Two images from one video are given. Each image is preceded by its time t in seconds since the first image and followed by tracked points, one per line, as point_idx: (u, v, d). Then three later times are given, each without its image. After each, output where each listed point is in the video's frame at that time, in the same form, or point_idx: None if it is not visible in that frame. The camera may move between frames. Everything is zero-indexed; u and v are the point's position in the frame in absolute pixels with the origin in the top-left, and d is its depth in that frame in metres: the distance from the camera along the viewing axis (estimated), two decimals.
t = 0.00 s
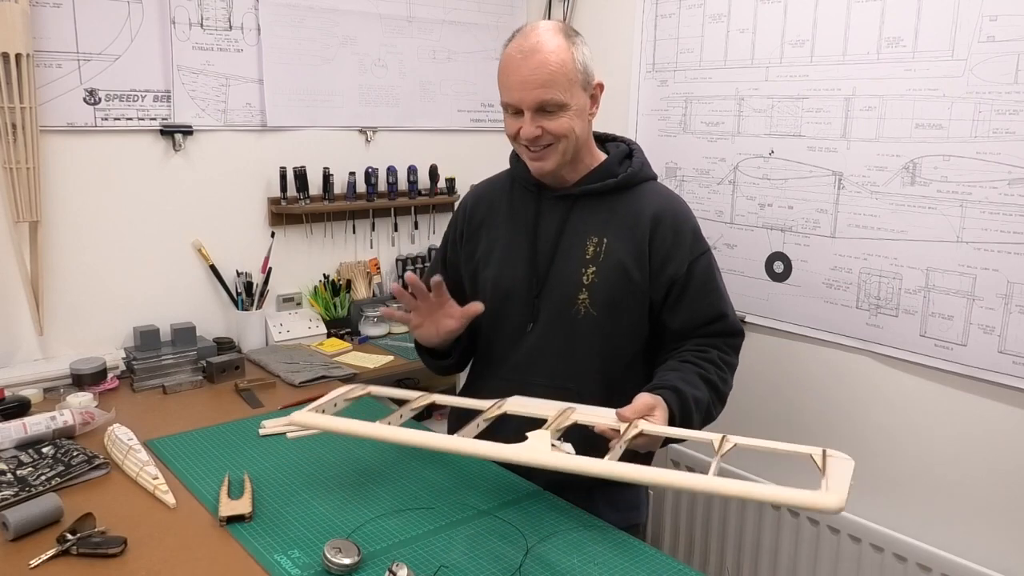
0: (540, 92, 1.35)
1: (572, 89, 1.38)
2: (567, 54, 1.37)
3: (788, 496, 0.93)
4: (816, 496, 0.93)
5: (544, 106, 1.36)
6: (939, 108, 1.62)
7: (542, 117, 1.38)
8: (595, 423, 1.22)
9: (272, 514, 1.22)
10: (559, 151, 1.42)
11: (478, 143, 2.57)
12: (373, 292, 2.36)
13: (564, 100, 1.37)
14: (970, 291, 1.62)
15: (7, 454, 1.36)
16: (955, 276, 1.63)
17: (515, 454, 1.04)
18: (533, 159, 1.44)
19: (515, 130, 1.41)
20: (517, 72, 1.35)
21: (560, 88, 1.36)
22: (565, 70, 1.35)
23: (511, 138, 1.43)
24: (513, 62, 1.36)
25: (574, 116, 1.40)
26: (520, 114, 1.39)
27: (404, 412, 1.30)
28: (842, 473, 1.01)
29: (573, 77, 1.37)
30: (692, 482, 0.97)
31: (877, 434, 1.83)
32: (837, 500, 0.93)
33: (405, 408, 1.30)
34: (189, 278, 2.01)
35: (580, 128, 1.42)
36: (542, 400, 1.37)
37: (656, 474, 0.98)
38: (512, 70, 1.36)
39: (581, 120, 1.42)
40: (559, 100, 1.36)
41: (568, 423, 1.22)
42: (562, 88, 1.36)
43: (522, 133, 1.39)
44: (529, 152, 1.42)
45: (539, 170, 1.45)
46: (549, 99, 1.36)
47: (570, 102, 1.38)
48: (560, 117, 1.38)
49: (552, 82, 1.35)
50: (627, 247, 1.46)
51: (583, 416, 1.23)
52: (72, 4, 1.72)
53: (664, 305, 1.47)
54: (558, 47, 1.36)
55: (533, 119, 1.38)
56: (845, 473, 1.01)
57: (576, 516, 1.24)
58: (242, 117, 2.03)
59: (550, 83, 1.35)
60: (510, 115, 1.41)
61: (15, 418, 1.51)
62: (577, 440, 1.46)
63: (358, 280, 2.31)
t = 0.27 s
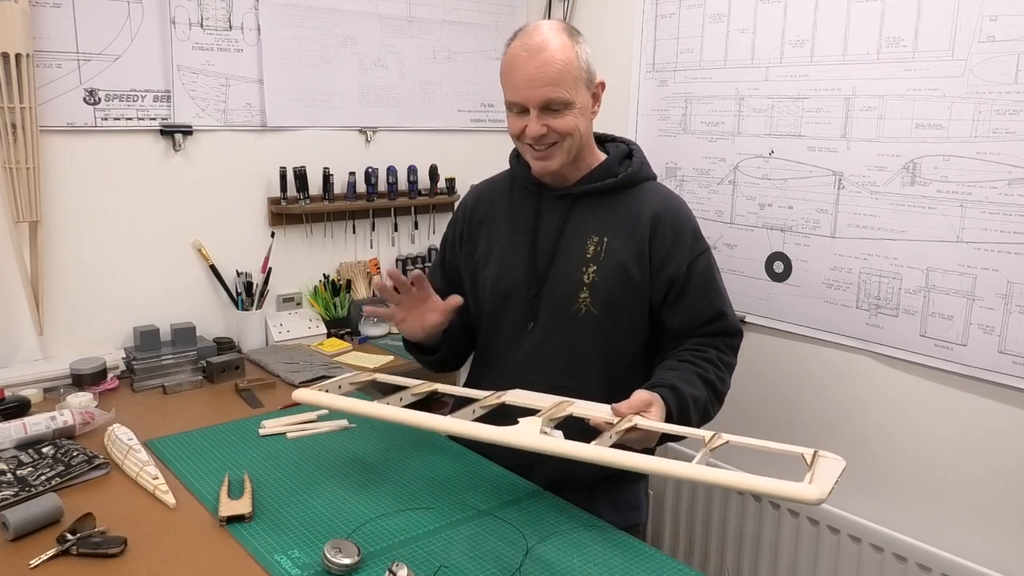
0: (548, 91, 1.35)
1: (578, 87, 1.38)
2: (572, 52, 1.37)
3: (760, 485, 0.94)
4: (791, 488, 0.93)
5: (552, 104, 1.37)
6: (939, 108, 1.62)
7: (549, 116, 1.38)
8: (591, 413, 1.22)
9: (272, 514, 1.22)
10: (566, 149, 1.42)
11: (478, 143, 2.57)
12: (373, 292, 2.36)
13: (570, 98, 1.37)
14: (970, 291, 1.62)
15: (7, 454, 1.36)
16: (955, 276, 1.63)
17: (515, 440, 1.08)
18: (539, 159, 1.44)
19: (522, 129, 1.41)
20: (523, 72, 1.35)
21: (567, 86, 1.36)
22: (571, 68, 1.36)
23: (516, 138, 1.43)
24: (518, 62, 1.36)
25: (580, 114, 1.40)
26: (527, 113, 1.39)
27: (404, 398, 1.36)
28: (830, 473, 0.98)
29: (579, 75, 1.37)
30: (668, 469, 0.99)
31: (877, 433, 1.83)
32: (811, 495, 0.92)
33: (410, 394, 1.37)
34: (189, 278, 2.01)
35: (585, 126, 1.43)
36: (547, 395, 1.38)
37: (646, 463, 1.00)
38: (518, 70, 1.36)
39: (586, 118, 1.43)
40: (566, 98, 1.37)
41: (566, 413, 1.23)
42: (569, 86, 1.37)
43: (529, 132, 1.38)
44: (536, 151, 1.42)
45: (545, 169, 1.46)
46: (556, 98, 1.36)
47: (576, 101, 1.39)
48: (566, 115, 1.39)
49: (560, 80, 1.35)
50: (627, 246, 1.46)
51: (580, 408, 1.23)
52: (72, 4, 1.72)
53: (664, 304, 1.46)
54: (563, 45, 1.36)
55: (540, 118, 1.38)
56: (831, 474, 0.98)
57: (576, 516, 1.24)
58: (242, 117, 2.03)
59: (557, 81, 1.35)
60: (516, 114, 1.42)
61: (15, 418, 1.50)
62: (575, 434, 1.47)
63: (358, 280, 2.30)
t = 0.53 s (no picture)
0: (572, 97, 1.35)
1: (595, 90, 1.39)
2: (587, 56, 1.38)
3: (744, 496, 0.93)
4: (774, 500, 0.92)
5: (575, 108, 1.37)
6: (939, 108, 1.62)
7: (571, 120, 1.39)
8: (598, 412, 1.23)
9: (272, 514, 1.22)
10: (583, 152, 1.44)
11: (477, 143, 2.57)
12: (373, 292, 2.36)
13: (591, 103, 1.38)
14: (970, 291, 1.62)
15: (7, 454, 1.36)
16: (955, 276, 1.63)
17: (510, 430, 1.12)
18: (557, 162, 1.45)
19: (542, 134, 1.41)
20: (544, 78, 1.35)
21: (588, 89, 1.37)
22: (590, 71, 1.37)
23: (534, 143, 1.43)
24: (538, 68, 1.35)
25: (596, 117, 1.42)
26: (548, 117, 1.39)
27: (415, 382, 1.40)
28: (826, 488, 0.97)
29: (594, 79, 1.39)
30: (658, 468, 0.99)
31: (877, 433, 1.83)
32: (797, 509, 0.91)
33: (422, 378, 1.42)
34: (189, 278, 2.01)
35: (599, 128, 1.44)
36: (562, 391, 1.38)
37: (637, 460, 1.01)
38: (540, 76, 1.35)
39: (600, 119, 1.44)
40: (587, 102, 1.38)
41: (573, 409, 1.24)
42: (590, 89, 1.38)
43: (553, 136, 1.39)
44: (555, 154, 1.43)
45: (560, 172, 1.47)
46: (578, 103, 1.37)
47: (593, 104, 1.40)
48: (586, 118, 1.40)
49: (582, 84, 1.36)
50: (625, 245, 1.45)
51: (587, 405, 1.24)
52: (72, 4, 1.72)
53: (663, 302, 1.45)
54: (579, 50, 1.36)
55: (563, 123, 1.38)
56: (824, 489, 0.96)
57: (577, 516, 1.24)
58: (242, 117, 2.03)
59: (578, 86, 1.35)
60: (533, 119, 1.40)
61: (15, 418, 1.50)
62: (576, 432, 1.47)
63: (358, 280, 2.30)
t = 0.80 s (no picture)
0: (566, 94, 1.36)
1: (590, 89, 1.40)
2: (585, 54, 1.38)
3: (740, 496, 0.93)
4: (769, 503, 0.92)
5: (570, 106, 1.38)
6: (939, 108, 1.62)
7: (565, 118, 1.39)
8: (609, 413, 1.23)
9: (272, 514, 1.22)
10: (575, 152, 1.44)
11: (478, 143, 2.57)
12: (373, 292, 2.36)
13: (585, 101, 1.38)
14: (970, 291, 1.62)
15: (7, 454, 1.36)
16: (955, 276, 1.63)
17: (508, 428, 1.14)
18: (549, 160, 1.44)
19: (536, 131, 1.40)
20: (540, 74, 1.35)
21: (583, 88, 1.37)
22: (586, 70, 1.37)
23: (527, 139, 1.43)
24: (533, 64, 1.35)
25: (591, 116, 1.42)
26: (542, 114, 1.39)
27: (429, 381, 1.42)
28: (829, 495, 0.96)
29: (591, 78, 1.39)
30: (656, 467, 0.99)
31: (876, 433, 1.83)
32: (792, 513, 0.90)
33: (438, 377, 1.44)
34: (189, 278, 2.01)
35: (593, 128, 1.44)
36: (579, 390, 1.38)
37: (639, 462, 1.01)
38: (535, 72, 1.35)
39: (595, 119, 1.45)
40: (581, 101, 1.38)
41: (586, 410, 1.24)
42: (584, 88, 1.38)
43: (546, 133, 1.38)
44: (548, 152, 1.42)
45: (552, 170, 1.46)
46: (572, 100, 1.37)
47: (588, 103, 1.40)
48: (580, 117, 1.40)
49: (577, 82, 1.36)
50: (623, 245, 1.45)
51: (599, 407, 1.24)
52: (72, 4, 1.72)
53: (662, 303, 1.45)
54: (577, 48, 1.37)
55: (556, 120, 1.38)
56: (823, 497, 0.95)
57: (577, 516, 1.24)
58: (242, 116, 2.03)
59: (573, 83, 1.36)
60: (527, 115, 1.41)
61: (15, 418, 1.50)
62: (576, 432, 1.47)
63: (358, 280, 2.30)
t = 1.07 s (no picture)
0: (559, 90, 1.36)
1: (585, 87, 1.39)
2: (581, 52, 1.38)
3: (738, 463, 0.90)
4: (770, 471, 0.88)
5: (562, 102, 1.38)
6: (939, 108, 1.62)
7: (559, 114, 1.39)
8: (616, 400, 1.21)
9: (272, 514, 1.22)
10: (569, 149, 1.43)
11: (477, 143, 2.57)
12: (373, 292, 2.36)
13: (579, 98, 1.38)
14: (970, 291, 1.62)
15: (7, 454, 1.36)
16: (955, 276, 1.63)
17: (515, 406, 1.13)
18: (543, 157, 1.44)
19: (530, 127, 1.41)
20: (534, 69, 1.36)
21: (576, 84, 1.37)
22: (580, 67, 1.37)
23: (521, 136, 1.43)
24: (528, 59, 1.36)
25: (586, 113, 1.42)
26: (535, 110, 1.39)
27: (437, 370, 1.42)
28: (837, 471, 0.91)
29: (586, 75, 1.39)
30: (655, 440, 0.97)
31: (876, 433, 1.83)
32: (793, 480, 0.86)
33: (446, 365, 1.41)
34: (189, 278, 2.01)
35: (588, 126, 1.44)
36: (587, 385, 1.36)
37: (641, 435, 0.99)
38: (529, 67, 1.36)
39: (590, 118, 1.44)
40: (576, 97, 1.38)
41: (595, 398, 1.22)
42: (578, 85, 1.38)
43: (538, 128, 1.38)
44: (540, 148, 1.42)
45: (547, 167, 1.46)
46: (566, 96, 1.37)
47: (583, 100, 1.40)
48: (574, 114, 1.40)
49: (569, 78, 1.36)
50: (620, 245, 1.45)
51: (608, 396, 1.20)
52: (72, 4, 1.72)
53: (659, 302, 1.45)
54: (573, 45, 1.37)
55: (549, 116, 1.38)
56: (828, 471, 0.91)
57: (577, 516, 1.24)
58: (242, 116, 2.03)
59: (566, 80, 1.36)
60: (521, 111, 1.41)
61: (15, 418, 1.50)
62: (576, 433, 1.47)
63: (358, 280, 2.30)
